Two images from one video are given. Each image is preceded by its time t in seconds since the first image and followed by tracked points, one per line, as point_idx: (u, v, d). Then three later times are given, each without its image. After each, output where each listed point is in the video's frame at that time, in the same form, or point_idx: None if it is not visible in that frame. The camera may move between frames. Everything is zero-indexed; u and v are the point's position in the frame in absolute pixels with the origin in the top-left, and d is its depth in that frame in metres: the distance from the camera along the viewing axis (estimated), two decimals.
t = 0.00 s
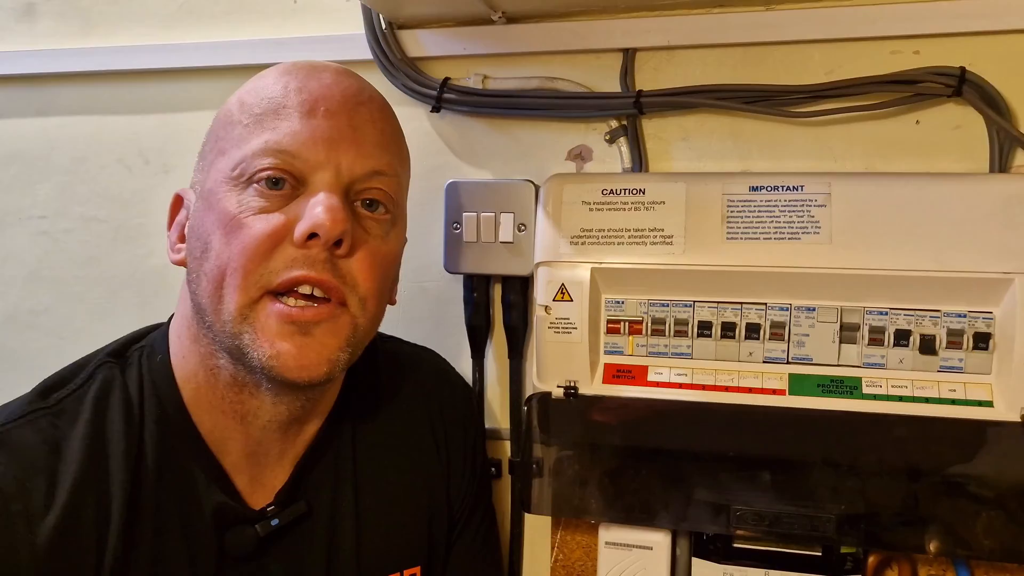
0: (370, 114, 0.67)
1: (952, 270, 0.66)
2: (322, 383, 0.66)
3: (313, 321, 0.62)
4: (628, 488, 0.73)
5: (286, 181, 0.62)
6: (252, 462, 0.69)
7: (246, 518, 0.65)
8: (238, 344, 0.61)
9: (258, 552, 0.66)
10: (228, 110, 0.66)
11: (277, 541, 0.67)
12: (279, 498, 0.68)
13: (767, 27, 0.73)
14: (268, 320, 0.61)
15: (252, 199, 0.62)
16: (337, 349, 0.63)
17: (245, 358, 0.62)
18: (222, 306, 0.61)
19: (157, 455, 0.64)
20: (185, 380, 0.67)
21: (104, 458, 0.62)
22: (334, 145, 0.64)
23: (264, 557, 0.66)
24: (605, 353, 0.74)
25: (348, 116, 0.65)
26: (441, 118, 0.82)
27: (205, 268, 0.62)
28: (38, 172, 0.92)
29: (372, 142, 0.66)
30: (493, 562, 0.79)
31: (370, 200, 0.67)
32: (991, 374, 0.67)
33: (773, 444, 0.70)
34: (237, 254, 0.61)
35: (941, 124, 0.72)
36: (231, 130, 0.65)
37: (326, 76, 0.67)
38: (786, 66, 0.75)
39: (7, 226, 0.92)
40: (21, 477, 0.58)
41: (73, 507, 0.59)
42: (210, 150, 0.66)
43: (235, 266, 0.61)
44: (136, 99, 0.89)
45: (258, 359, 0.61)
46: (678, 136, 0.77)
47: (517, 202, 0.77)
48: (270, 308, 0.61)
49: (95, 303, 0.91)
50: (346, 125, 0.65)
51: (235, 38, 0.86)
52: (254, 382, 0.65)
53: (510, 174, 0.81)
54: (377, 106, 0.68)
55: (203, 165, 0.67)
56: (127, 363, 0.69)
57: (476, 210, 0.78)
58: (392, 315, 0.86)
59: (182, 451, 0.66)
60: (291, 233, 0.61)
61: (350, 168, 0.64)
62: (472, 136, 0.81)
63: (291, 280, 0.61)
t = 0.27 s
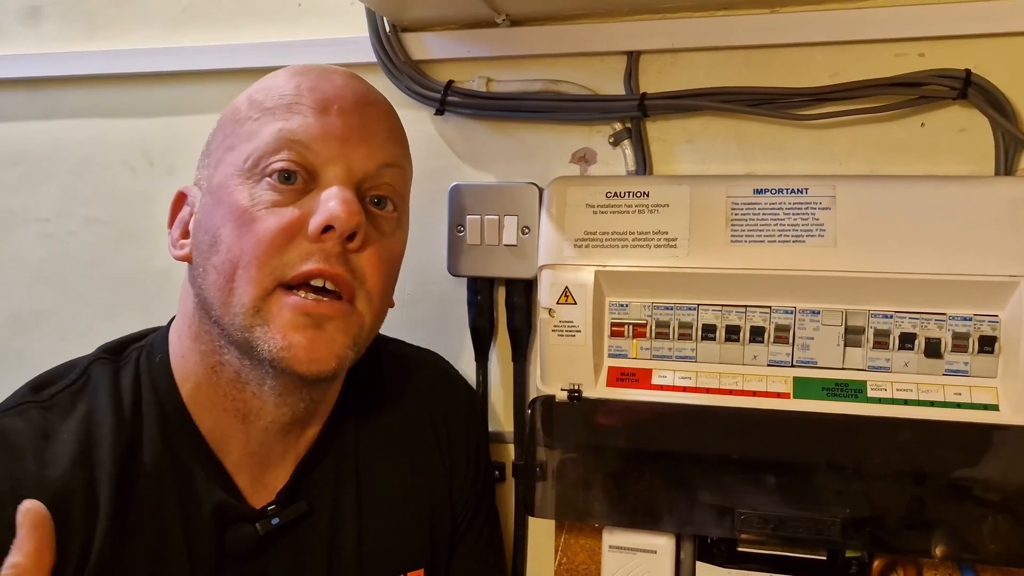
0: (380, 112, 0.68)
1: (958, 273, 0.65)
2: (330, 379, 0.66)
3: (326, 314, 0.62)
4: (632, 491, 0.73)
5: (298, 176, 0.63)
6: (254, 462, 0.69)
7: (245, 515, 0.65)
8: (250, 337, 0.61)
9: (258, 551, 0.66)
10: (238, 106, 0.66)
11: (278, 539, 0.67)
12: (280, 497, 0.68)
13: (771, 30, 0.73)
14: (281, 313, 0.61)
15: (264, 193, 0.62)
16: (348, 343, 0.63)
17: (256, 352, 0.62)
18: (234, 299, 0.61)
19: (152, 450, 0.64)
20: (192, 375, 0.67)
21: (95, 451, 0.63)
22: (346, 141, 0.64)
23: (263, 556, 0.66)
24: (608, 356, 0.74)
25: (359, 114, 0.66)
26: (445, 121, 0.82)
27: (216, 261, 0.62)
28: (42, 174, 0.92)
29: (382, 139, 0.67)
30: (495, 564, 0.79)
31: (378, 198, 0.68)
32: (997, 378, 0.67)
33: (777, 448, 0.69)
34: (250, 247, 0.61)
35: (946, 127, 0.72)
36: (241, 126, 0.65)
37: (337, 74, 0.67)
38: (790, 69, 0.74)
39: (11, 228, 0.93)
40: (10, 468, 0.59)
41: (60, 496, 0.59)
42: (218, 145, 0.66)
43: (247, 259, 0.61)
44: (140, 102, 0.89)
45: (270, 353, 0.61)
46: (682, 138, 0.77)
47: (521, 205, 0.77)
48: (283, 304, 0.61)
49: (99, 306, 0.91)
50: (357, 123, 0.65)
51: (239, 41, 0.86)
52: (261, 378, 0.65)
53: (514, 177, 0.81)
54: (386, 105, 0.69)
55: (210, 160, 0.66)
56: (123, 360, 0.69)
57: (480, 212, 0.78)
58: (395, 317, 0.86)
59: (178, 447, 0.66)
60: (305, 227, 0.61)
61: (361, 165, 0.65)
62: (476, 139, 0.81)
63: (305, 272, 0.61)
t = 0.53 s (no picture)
0: (393, 125, 0.68)
1: (958, 276, 0.65)
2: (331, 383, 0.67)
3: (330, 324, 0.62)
4: (632, 494, 0.73)
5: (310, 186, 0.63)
6: (253, 461, 0.69)
7: (243, 516, 0.65)
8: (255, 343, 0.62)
9: (255, 552, 0.66)
10: (250, 109, 0.66)
11: (276, 540, 0.67)
12: (279, 498, 0.68)
13: (772, 33, 0.73)
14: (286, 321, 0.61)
15: (275, 201, 0.62)
16: (350, 353, 0.64)
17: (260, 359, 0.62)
18: (240, 307, 0.62)
19: (147, 449, 0.65)
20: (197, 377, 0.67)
21: (91, 450, 0.63)
22: (360, 154, 0.65)
23: (261, 556, 0.66)
24: (609, 359, 0.74)
25: (373, 127, 0.66)
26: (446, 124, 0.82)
27: (223, 267, 0.62)
28: (45, 177, 0.92)
29: (394, 152, 0.67)
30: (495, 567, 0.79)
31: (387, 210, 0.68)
32: (997, 381, 0.67)
33: (777, 451, 0.70)
34: (260, 256, 0.61)
35: (946, 130, 0.72)
36: (253, 130, 0.65)
37: (351, 84, 0.67)
38: (791, 73, 0.75)
39: (14, 231, 0.93)
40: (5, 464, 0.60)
41: (53, 494, 0.60)
42: (228, 147, 0.66)
43: (256, 267, 0.61)
44: (143, 105, 0.89)
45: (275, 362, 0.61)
46: (683, 142, 0.77)
47: (521, 209, 0.77)
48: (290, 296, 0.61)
49: (101, 308, 0.91)
50: (371, 135, 0.66)
51: (241, 44, 0.86)
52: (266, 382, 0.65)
53: (514, 180, 0.81)
54: (399, 118, 0.69)
55: (219, 161, 0.66)
56: (122, 360, 0.70)
57: (481, 215, 0.78)
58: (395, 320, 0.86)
59: (174, 446, 0.66)
60: (315, 239, 0.62)
61: (373, 178, 0.65)
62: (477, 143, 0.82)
63: (313, 283, 0.61)
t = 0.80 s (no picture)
0: (383, 122, 0.68)
1: (957, 278, 0.66)
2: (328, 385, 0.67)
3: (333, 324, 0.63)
4: (632, 496, 0.73)
5: (301, 185, 0.63)
6: (253, 464, 0.70)
7: (246, 521, 0.66)
8: (255, 345, 0.62)
9: (259, 556, 0.66)
10: (237, 109, 0.66)
11: (278, 544, 0.67)
12: (280, 502, 0.68)
13: (770, 36, 0.73)
14: (287, 326, 0.62)
15: (268, 202, 0.62)
16: (351, 351, 0.65)
17: (261, 361, 0.63)
18: (238, 309, 0.62)
19: (152, 458, 0.65)
20: (194, 380, 0.67)
21: (97, 461, 0.63)
22: (349, 151, 0.65)
23: (264, 561, 0.67)
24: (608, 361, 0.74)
25: (362, 123, 0.66)
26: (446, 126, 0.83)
27: (219, 270, 0.63)
28: (47, 180, 0.92)
29: (385, 148, 0.68)
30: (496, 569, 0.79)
31: (378, 205, 0.69)
32: (995, 383, 0.67)
33: (776, 453, 0.70)
34: (255, 257, 0.61)
35: (944, 132, 0.72)
36: (241, 130, 0.64)
37: (338, 82, 0.67)
38: (790, 76, 0.75)
39: (16, 234, 0.93)
40: (12, 480, 0.60)
41: (63, 509, 0.60)
42: (216, 148, 0.66)
43: (253, 269, 0.61)
44: (144, 107, 0.89)
45: (276, 363, 0.62)
46: (683, 145, 0.78)
47: (521, 210, 0.77)
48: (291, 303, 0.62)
49: (103, 310, 0.91)
50: (360, 131, 0.66)
51: (242, 46, 0.86)
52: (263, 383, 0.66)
53: (514, 182, 0.81)
54: (389, 115, 0.69)
55: (208, 163, 0.66)
56: (123, 368, 0.69)
57: (481, 217, 0.79)
58: (395, 321, 0.86)
59: (177, 454, 0.66)
60: (310, 238, 0.62)
61: (364, 174, 0.66)
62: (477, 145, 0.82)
63: (311, 284, 0.62)
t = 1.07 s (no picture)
0: (384, 120, 0.69)
1: (956, 281, 0.66)
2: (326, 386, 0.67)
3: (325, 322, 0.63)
4: (632, 498, 0.73)
5: (301, 180, 0.63)
6: (254, 463, 0.70)
7: (248, 522, 0.66)
8: (251, 340, 0.62)
9: (261, 557, 0.66)
10: (240, 108, 0.67)
11: (279, 547, 0.67)
12: (281, 504, 0.68)
13: (770, 39, 0.73)
14: (280, 322, 0.62)
15: (267, 196, 0.62)
16: (346, 349, 0.65)
17: (256, 357, 0.63)
18: (235, 303, 0.62)
19: (159, 460, 0.65)
20: (193, 376, 0.67)
21: (104, 463, 0.63)
22: (349, 148, 0.65)
23: (267, 563, 0.67)
24: (608, 363, 0.74)
25: (363, 121, 0.67)
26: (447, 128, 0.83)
27: (217, 264, 0.63)
28: (49, 181, 0.92)
29: (385, 146, 0.68)
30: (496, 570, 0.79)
31: (378, 204, 0.69)
32: (994, 386, 0.67)
33: (776, 456, 0.70)
34: (252, 250, 0.61)
35: (943, 136, 0.72)
36: (243, 128, 0.65)
37: (341, 82, 0.68)
38: (789, 79, 0.75)
39: (18, 235, 0.93)
40: (18, 483, 0.59)
41: (70, 512, 0.59)
42: (219, 146, 0.66)
43: (249, 263, 0.61)
44: (146, 109, 0.89)
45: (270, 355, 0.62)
46: (683, 147, 0.78)
47: (521, 213, 0.78)
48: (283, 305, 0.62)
49: (105, 312, 0.91)
50: (360, 129, 0.66)
51: (244, 49, 0.86)
52: (261, 380, 0.66)
53: (515, 185, 0.81)
54: (390, 115, 0.70)
55: (210, 161, 0.67)
56: (128, 369, 0.69)
57: (481, 219, 0.79)
58: (395, 323, 0.86)
59: (181, 456, 0.66)
60: (307, 232, 0.62)
61: (363, 171, 0.66)
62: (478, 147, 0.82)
63: (305, 278, 0.62)
